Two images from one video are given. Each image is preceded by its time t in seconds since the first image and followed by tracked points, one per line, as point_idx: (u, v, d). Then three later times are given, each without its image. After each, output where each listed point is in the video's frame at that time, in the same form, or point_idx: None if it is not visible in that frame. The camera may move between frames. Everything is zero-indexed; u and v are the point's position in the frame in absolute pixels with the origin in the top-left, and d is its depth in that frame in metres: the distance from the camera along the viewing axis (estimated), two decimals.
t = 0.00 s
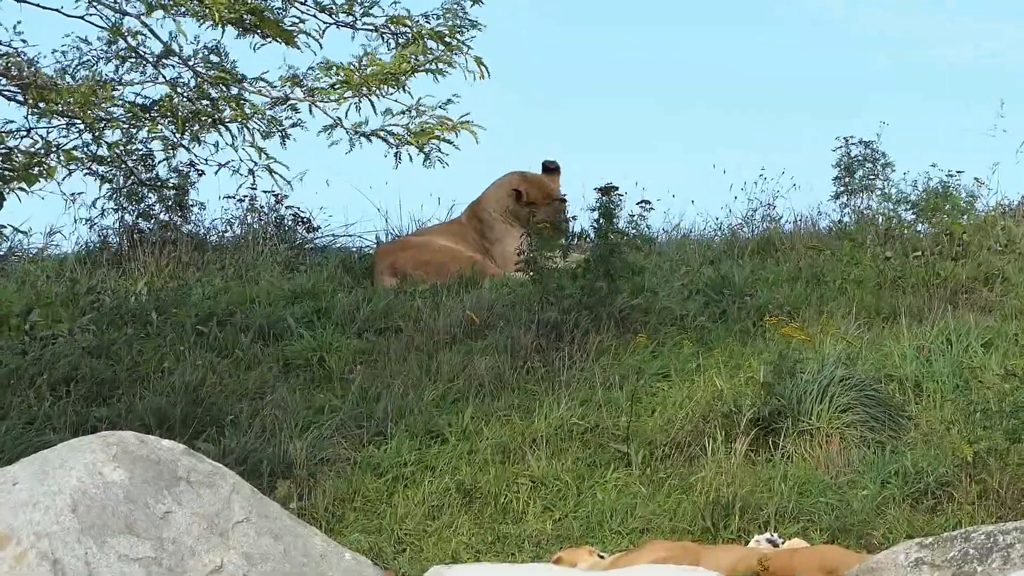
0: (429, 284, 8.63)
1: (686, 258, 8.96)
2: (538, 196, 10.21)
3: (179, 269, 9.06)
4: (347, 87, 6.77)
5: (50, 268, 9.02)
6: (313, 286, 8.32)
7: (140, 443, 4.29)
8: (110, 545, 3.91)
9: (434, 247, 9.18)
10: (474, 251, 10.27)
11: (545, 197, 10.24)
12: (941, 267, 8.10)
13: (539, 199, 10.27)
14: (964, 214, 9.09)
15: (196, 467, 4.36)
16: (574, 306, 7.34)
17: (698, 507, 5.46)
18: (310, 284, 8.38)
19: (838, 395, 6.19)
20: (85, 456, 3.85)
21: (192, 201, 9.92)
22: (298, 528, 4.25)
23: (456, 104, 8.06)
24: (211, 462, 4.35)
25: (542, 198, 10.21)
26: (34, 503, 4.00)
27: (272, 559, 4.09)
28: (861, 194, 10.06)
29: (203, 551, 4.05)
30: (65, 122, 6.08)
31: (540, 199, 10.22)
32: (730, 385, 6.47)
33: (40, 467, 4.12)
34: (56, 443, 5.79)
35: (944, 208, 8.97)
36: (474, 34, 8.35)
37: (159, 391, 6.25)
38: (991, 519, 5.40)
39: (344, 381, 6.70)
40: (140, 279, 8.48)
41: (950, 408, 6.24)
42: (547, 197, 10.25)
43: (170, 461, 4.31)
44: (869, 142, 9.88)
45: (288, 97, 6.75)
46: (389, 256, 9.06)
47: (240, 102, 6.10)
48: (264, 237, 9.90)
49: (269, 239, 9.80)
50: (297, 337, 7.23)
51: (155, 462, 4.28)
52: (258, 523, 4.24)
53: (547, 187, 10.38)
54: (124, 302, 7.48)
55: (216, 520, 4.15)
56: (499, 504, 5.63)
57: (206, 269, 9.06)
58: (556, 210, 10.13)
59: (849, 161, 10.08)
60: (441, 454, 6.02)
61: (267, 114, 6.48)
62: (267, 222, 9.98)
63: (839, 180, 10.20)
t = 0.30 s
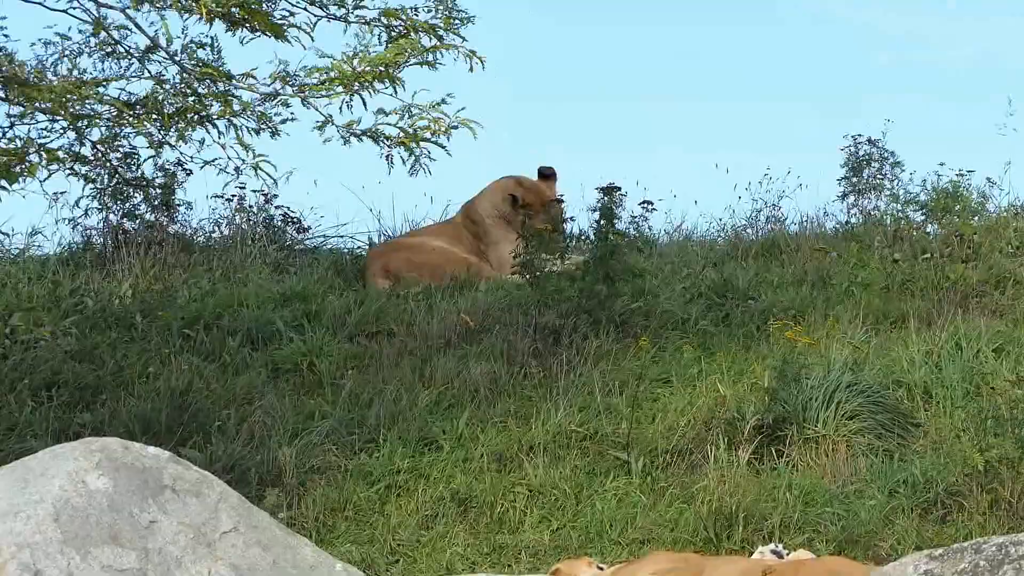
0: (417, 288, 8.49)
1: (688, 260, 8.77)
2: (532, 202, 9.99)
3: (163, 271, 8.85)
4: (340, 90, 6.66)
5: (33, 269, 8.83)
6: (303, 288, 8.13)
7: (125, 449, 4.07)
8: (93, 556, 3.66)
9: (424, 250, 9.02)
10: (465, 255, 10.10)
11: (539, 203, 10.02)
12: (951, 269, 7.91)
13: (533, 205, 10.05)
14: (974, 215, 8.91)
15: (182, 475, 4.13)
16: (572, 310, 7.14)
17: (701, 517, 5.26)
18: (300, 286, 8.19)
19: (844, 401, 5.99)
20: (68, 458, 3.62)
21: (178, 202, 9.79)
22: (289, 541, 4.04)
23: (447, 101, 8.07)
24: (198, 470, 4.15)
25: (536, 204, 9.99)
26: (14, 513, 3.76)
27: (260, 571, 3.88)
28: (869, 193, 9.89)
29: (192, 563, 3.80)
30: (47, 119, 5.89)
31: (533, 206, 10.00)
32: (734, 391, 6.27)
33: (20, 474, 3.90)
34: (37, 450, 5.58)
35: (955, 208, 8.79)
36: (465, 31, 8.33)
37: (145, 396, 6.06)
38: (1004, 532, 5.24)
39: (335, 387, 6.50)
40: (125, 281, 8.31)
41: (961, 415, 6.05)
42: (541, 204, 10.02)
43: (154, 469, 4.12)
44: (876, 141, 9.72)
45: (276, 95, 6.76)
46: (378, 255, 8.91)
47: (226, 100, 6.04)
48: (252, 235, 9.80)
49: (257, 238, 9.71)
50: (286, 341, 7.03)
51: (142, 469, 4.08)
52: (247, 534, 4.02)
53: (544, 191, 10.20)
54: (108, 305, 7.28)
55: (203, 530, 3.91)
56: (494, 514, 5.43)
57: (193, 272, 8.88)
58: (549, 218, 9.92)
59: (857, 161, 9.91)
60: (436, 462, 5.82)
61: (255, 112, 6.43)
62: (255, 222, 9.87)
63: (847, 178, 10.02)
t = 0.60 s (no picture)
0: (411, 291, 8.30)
1: (694, 262, 8.56)
2: (528, 197, 9.68)
3: (151, 273, 8.72)
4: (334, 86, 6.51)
5: (18, 271, 8.62)
6: (296, 290, 7.93)
7: (111, 457, 3.88)
8: (76, 568, 3.49)
9: (419, 251, 8.82)
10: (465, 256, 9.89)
11: (536, 198, 9.66)
12: (967, 271, 7.72)
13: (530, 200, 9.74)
14: (990, 215, 8.73)
15: (170, 483, 3.95)
16: (573, 313, 6.91)
17: (706, 527, 5.05)
18: (293, 289, 7.98)
19: (856, 408, 5.79)
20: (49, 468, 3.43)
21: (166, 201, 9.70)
22: (282, 552, 3.82)
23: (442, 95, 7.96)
24: (187, 480, 3.94)
25: (533, 200, 9.68)
26: None
27: None
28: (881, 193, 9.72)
29: None
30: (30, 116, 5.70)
31: (530, 201, 9.68)
32: (741, 397, 6.07)
33: None
34: (20, 457, 5.37)
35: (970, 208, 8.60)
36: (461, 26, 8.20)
37: (132, 401, 5.85)
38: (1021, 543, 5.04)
39: (328, 393, 6.29)
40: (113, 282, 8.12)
41: (978, 423, 5.85)
42: (538, 199, 9.71)
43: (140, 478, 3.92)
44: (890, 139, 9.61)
45: (268, 90, 6.61)
46: (374, 257, 8.77)
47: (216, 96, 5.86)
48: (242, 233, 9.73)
49: (247, 236, 9.65)
50: (278, 344, 6.83)
51: (128, 478, 3.88)
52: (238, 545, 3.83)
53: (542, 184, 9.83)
54: (94, 308, 7.08)
55: (191, 541, 3.72)
56: (493, 524, 5.22)
57: (183, 275, 8.69)
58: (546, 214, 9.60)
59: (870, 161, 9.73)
60: (432, 471, 5.61)
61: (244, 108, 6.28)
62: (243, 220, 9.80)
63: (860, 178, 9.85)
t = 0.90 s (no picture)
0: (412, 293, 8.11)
1: (703, 265, 8.37)
2: (531, 196, 9.55)
3: (141, 275, 8.64)
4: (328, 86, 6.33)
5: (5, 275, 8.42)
6: (292, 294, 7.74)
7: (99, 467, 3.69)
8: None
9: (418, 252, 8.63)
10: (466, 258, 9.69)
11: (538, 198, 9.51)
12: (986, 274, 7.54)
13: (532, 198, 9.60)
14: (1009, 216, 8.55)
15: (162, 493, 3.75)
16: (578, 317, 6.61)
17: (714, 537, 4.84)
18: (288, 293, 7.78)
19: (871, 415, 5.59)
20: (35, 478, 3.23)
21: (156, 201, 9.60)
22: (278, 563, 3.61)
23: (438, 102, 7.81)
24: (178, 490, 3.73)
25: (536, 198, 9.54)
26: None
27: None
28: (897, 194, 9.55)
29: None
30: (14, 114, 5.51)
31: (533, 199, 9.55)
32: (752, 404, 5.87)
33: None
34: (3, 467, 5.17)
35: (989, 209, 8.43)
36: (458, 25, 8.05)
37: (121, 409, 5.65)
38: None
39: (324, 400, 6.09)
40: (104, 286, 7.94)
41: (996, 430, 5.66)
42: (541, 197, 9.57)
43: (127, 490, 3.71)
44: (905, 138, 9.46)
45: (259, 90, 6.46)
46: (373, 263, 8.59)
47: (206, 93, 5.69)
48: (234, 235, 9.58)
49: (240, 238, 9.52)
50: (272, 349, 6.62)
51: (115, 489, 3.68)
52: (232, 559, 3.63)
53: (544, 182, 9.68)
54: (82, 313, 6.87)
55: (182, 553, 3.49)
56: (495, 536, 5.01)
57: (175, 280, 8.52)
58: (550, 211, 9.47)
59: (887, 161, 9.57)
60: (432, 481, 5.40)
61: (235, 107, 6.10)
62: (236, 221, 9.67)
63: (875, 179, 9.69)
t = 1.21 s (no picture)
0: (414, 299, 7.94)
1: (714, 269, 8.20)
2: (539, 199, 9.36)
3: (131, 280, 8.47)
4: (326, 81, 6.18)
5: None
6: (287, 300, 7.55)
7: (89, 478, 3.52)
8: None
9: (422, 257, 8.46)
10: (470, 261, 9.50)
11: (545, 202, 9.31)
12: (1006, 278, 7.37)
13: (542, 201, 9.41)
14: None
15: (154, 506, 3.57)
16: (584, 325, 6.48)
17: (725, 551, 4.65)
18: (284, 299, 7.59)
19: (887, 424, 5.40)
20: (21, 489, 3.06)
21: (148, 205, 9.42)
22: (271, 574, 3.34)
23: (443, 94, 7.64)
24: (170, 501, 3.50)
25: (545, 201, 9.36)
26: None
27: None
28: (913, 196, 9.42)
29: None
30: None
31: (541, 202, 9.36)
32: (763, 414, 5.69)
33: None
34: None
35: (1008, 210, 8.26)
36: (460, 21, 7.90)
37: (111, 419, 5.45)
38: None
39: (321, 410, 5.89)
40: (93, 291, 7.77)
41: (1016, 441, 5.48)
42: (550, 200, 9.39)
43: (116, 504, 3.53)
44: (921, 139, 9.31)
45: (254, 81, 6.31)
46: (373, 265, 8.41)
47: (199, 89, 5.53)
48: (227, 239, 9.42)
49: (233, 242, 9.36)
50: (267, 358, 6.43)
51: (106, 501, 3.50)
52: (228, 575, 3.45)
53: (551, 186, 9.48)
54: (70, 321, 6.68)
55: (174, 568, 3.32)
56: (499, 550, 4.80)
57: (166, 285, 8.34)
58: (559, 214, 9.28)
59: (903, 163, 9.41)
60: (433, 492, 5.21)
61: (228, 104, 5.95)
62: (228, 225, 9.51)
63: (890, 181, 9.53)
